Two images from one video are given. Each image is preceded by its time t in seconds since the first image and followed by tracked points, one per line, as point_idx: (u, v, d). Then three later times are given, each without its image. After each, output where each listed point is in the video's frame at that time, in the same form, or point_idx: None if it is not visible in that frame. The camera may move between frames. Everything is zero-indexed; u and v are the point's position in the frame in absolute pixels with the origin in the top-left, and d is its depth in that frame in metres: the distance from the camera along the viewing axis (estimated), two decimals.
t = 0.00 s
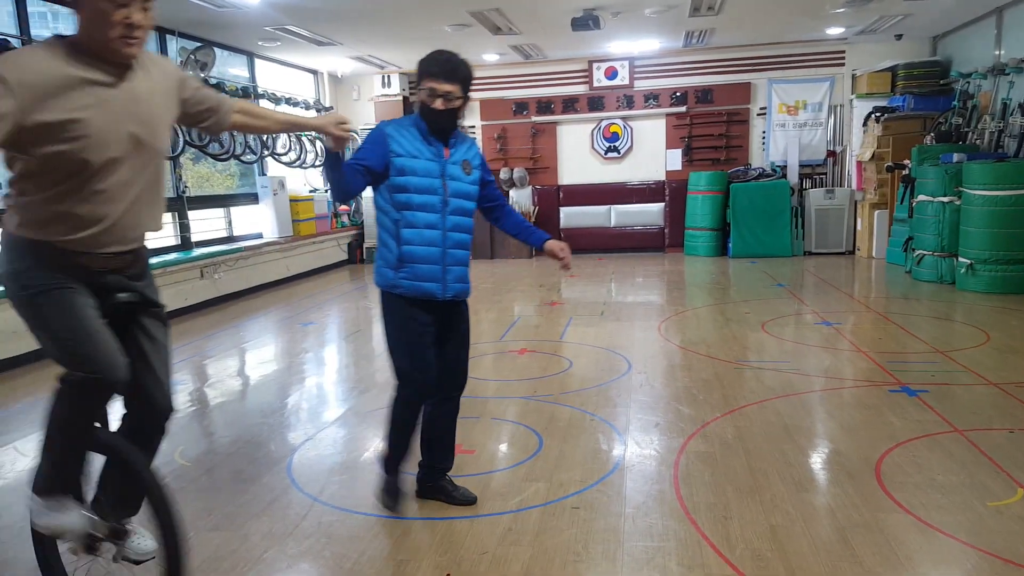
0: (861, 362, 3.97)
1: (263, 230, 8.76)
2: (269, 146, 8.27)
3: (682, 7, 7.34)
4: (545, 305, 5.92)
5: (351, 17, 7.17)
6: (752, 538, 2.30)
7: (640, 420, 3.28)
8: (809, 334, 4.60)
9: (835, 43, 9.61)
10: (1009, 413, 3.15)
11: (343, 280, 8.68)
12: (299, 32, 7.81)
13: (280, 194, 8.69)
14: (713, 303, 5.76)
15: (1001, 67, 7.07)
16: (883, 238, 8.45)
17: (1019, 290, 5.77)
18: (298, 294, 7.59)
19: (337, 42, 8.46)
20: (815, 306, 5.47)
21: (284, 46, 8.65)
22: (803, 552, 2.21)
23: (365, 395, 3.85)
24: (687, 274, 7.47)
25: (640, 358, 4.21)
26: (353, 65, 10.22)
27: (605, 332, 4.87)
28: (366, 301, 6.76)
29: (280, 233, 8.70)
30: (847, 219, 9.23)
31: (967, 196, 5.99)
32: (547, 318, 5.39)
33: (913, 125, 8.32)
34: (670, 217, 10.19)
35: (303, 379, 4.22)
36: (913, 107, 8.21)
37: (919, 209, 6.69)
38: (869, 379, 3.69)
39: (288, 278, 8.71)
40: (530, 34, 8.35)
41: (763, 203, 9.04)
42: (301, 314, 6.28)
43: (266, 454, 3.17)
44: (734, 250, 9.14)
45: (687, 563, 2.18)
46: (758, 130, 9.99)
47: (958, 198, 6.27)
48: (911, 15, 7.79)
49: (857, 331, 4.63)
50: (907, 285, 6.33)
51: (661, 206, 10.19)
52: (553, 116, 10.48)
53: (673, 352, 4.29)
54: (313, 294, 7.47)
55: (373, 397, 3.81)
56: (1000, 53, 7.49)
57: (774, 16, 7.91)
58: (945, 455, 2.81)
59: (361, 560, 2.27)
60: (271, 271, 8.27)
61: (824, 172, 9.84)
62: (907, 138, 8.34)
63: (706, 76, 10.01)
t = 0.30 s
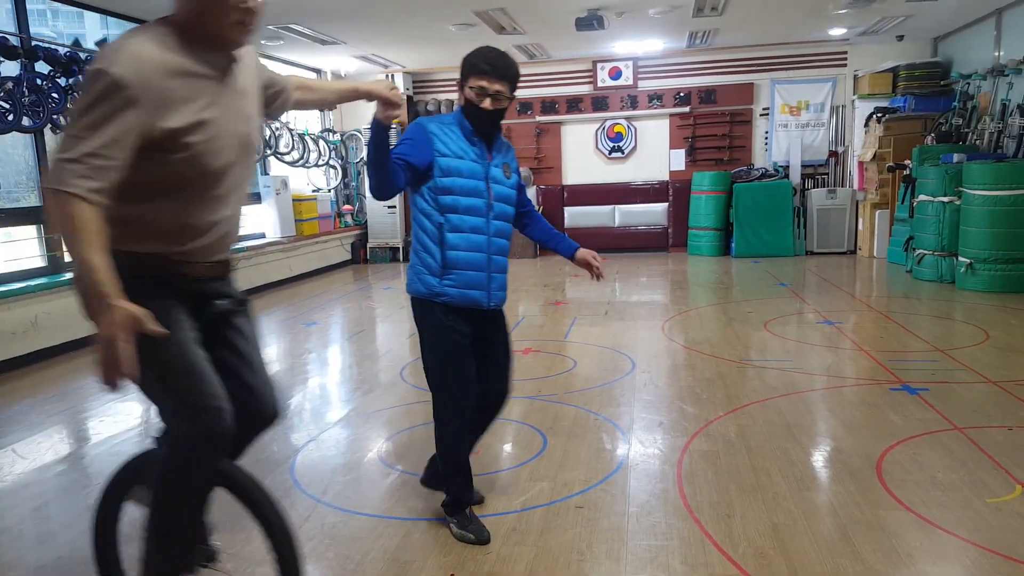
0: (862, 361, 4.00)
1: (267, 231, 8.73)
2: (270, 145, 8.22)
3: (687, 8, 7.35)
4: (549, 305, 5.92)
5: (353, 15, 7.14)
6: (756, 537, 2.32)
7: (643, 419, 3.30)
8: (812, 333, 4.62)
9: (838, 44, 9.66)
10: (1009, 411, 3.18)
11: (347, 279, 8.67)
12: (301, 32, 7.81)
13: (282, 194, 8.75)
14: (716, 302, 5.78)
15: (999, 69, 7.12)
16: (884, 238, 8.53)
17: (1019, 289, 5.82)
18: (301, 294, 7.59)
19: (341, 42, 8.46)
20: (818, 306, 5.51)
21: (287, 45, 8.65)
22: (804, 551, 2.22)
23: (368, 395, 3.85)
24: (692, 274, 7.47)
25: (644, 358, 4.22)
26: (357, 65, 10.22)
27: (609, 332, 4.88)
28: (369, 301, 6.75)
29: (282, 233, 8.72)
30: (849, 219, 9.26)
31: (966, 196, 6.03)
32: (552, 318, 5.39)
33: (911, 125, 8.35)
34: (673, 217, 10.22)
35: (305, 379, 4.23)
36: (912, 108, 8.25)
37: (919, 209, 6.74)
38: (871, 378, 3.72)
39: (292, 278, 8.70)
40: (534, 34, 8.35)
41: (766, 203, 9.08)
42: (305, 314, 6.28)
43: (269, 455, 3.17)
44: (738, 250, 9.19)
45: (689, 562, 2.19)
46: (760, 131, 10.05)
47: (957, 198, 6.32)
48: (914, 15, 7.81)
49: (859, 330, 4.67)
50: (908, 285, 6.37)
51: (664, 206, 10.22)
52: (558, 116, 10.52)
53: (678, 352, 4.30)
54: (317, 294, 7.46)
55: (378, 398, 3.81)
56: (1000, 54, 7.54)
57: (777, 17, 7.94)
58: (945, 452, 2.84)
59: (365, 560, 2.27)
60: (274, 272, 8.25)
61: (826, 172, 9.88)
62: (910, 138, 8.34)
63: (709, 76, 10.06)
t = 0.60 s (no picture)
0: (853, 359, 4.03)
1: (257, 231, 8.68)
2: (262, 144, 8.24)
3: (679, 8, 7.37)
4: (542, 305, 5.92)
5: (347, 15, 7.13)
6: (749, 535, 2.33)
7: (636, 418, 3.31)
8: (803, 332, 4.65)
9: (829, 44, 9.72)
10: (998, 409, 3.21)
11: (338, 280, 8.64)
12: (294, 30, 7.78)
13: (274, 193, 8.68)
14: (709, 301, 5.81)
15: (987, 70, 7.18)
16: (875, 237, 8.60)
17: (1008, 287, 5.88)
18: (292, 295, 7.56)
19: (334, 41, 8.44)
20: (809, 305, 5.54)
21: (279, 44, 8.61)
22: (797, 548, 2.24)
23: (360, 396, 3.85)
24: (684, 274, 7.50)
25: (636, 357, 4.23)
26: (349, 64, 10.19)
27: (602, 332, 4.89)
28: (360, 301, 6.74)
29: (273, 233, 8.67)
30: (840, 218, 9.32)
31: (955, 195, 6.07)
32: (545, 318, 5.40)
33: (902, 125, 8.36)
34: (667, 217, 10.23)
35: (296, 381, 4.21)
36: (903, 108, 8.30)
37: (909, 208, 6.78)
38: (862, 376, 3.74)
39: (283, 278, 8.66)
40: (527, 33, 8.37)
41: (759, 202, 9.10)
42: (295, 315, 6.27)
43: (260, 457, 3.16)
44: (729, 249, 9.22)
45: (683, 560, 2.21)
46: (752, 131, 10.09)
47: (946, 198, 6.36)
48: (905, 15, 7.85)
49: (849, 329, 4.70)
50: (898, 284, 6.41)
51: (658, 206, 10.22)
52: (550, 116, 10.54)
53: (671, 352, 4.31)
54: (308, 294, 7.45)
55: (371, 398, 3.80)
56: (989, 55, 7.61)
57: (769, 18, 7.97)
58: (935, 449, 2.86)
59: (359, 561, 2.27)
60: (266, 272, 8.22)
61: (817, 172, 9.95)
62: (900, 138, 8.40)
63: (700, 77, 10.11)
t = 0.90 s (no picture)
0: (811, 354, 4.13)
1: (216, 231, 8.51)
2: (221, 144, 8.09)
3: (643, 10, 7.45)
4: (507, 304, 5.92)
5: (310, 11, 7.01)
6: (709, 529, 2.36)
7: (601, 417, 3.33)
8: (763, 329, 4.74)
9: (788, 47, 9.93)
10: (949, 401, 3.32)
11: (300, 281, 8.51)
12: (255, 27, 7.64)
13: (234, 194, 8.54)
14: (673, 299, 5.89)
15: (940, 73, 7.38)
16: (831, 236, 8.83)
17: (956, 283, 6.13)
18: (253, 296, 7.42)
19: (297, 38, 8.29)
20: (769, 302, 5.66)
21: (240, 41, 8.44)
22: (756, 541, 2.28)
23: (322, 399, 3.79)
24: (647, 272, 7.61)
25: (603, 356, 4.26)
26: (313, 61, 10.04)
27: (569, 330, 4.91)
28: (324, 301, 6.65)
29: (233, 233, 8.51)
30: (798, 217, 9.53)
31: (910, 195, 6.24)
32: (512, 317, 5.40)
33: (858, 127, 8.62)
34: (631, 217, 10.32)
35: (257, 384, 4.13)
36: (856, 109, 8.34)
37: (865, 207, 6.97)
38: (819, 371, 3.83)
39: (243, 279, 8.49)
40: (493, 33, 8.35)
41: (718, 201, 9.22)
42: (256, 317, 6.15)
43: (219, 462, 3.09)
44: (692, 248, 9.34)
45: (645, 556, 2.23)
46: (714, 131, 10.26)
47: (900, 197, 6.56)
48: (864, 19, 8.06)
49: (807, 325, 4.82)
50: (853, 281, 6.59)
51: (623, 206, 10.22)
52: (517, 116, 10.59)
53: (636, 350, 4.36)
54: (269, 296, 7.32)
55: (333, 401, 3.74)
56: (941, 58, 7.83)
57: (730, 21, 8.13)
58: (889, 441, 2.95)
59: (321, 565, 2.25)
60: (224, 274, 8.05)
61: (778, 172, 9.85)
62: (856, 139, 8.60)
63: (664, 78, 10.26)
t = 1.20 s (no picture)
0: (737, 348, 4.26)
1: (131, 233, 8.09)
2: (135, 142, 7.76)
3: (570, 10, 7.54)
4: (439, 304, 5.87)
5: (230, 5, 6.77)
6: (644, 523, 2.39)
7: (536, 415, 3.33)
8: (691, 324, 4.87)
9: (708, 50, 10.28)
10: (864, 390, 3.48)
11: (222, 283, 8.17)
12: (170, 21, 7.31)
13: (150, 193, 8.11)
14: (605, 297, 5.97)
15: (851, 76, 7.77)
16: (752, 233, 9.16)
17: (870, 277, 6.48)
18: (171, 300, 7.07)
19: (216, 33, 7.98)
20: (696, 298, 5.80)
21: (155, 35, 8.05)
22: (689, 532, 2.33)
23: (249, 405, 3.64)
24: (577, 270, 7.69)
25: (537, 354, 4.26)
26: (233, 57, 9.69)
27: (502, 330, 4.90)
28: (248, 304, 6.41)
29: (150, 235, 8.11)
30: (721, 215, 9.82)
31: (826, 192, 6.51)
32: (443, 317, 5.35)
33: (777, 127, 8.96)
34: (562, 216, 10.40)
35: (179, 392, 3.93)
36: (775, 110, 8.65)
37: (784, 204, 7.26)
38: (744, 364, 3.95)
39: (161, 282, 8.09)
40: (420, 30, 8.28)
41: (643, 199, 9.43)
42: (176, 322, 5.86)
43: (138, 474, 2.92)
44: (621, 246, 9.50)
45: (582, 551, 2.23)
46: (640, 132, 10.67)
47: (816, 195, 6.87)
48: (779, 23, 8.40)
49: (732, 320, 4.97)
50: (774, 276, 6.86)
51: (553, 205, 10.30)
52: (445, 114, 10.61)
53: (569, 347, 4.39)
54: (189, 299, 7.00)
55: (259, 407, 3.59)
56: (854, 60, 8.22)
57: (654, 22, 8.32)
58: (811, 430, 3.06)
59: None
60: (140, 276, 7.64)
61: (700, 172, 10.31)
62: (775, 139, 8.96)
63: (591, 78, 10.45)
